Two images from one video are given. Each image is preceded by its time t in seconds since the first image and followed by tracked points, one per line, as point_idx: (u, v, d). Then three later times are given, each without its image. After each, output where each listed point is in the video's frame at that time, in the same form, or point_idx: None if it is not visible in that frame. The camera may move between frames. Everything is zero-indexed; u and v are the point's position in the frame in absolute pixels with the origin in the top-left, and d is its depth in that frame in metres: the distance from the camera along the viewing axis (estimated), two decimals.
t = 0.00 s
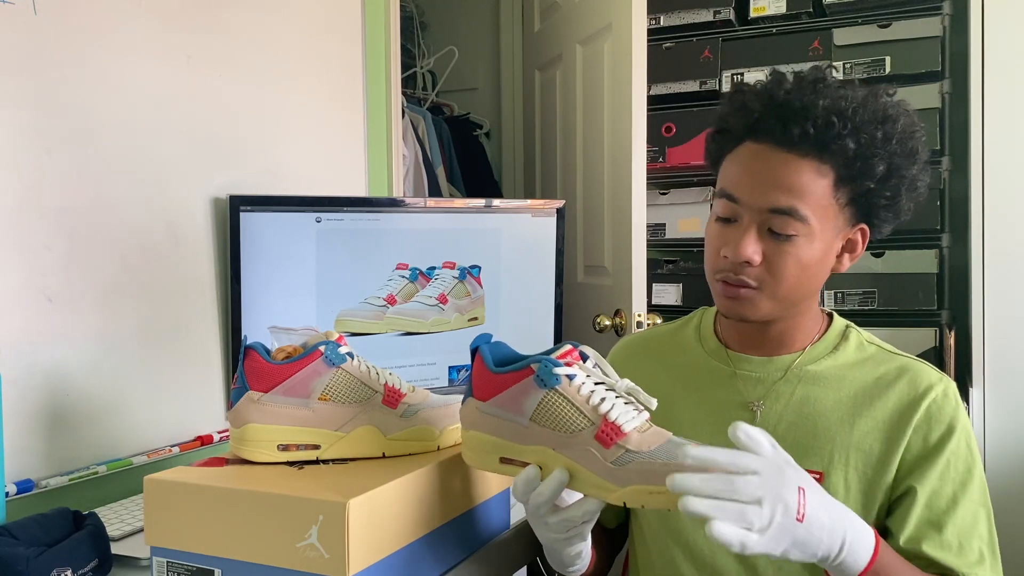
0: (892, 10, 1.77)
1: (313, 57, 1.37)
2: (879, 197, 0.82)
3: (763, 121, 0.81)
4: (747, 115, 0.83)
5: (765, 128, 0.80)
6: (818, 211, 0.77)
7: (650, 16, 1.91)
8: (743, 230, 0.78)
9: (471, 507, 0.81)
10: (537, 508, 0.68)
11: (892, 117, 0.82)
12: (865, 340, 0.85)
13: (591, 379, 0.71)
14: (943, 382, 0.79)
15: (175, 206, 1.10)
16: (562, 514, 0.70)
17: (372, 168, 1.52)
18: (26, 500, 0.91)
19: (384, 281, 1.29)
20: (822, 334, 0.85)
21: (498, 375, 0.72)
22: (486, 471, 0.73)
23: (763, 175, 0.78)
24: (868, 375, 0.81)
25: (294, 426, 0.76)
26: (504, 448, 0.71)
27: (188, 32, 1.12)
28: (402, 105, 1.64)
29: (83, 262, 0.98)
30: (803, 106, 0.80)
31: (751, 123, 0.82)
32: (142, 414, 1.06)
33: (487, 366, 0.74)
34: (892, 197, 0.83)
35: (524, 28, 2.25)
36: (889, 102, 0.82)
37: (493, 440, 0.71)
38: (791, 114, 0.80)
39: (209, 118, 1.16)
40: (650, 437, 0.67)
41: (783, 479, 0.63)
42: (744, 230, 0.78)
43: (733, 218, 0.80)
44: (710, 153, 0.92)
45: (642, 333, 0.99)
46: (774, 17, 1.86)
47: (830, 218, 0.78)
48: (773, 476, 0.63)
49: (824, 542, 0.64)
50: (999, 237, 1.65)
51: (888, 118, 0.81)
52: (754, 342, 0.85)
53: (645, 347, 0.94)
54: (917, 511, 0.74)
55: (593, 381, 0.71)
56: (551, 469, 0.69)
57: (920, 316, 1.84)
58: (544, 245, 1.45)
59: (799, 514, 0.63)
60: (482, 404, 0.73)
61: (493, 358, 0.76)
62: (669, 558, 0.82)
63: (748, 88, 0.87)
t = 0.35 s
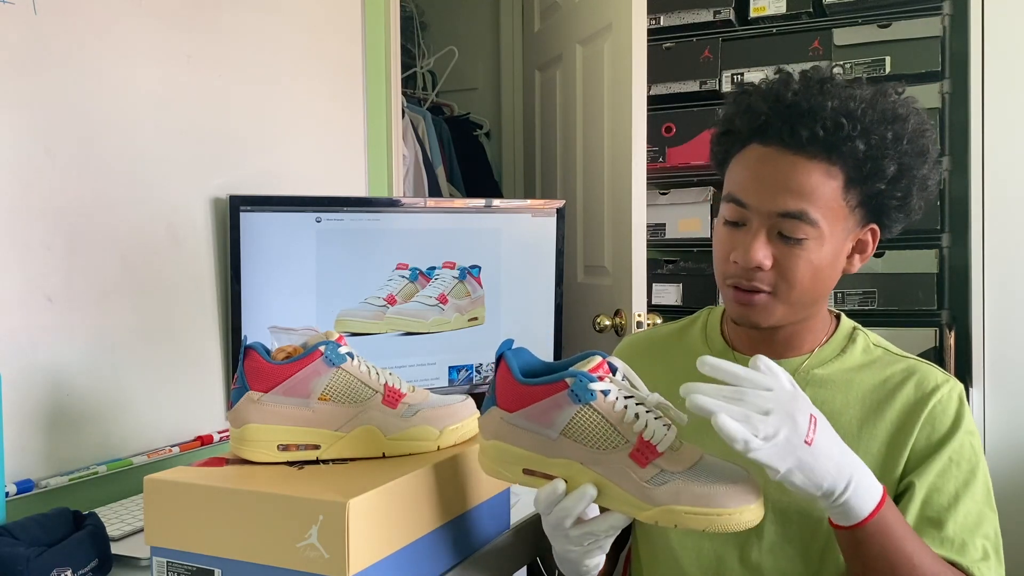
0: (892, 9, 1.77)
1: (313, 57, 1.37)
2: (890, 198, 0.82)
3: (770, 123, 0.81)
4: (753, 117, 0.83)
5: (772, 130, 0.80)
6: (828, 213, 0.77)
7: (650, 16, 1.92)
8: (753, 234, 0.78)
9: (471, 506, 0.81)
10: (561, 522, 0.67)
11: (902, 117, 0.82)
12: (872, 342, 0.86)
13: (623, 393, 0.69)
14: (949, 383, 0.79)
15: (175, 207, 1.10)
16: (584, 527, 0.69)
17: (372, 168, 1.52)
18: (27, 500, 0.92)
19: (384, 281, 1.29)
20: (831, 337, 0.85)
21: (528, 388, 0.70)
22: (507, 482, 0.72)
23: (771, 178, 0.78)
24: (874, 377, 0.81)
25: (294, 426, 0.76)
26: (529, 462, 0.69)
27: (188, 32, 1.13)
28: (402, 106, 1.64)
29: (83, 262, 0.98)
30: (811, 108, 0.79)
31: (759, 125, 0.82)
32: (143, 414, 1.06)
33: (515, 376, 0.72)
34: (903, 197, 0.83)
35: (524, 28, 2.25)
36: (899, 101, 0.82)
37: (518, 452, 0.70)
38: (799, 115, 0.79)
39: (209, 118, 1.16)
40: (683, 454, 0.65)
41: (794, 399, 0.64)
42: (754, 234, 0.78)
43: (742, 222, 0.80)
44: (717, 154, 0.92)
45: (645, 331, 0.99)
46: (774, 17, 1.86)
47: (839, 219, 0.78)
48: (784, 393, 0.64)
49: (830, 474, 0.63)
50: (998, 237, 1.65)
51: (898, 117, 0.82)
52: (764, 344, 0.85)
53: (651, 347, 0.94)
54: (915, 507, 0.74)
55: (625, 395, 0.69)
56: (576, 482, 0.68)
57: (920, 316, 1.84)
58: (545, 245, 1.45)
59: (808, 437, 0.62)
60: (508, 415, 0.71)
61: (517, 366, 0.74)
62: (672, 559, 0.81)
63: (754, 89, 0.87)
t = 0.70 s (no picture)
0: (892, 10, 1.77)
1: (312, 57, 1.37)
2: (896, 179, 0.84)
3: (779, 112, 0.83)
4: (761, 108, 0.84)
5: (784, 117, 0.81)
6: (844, 197, 0.79)
7: (650, 16, 1.91)
8: (772, 223, 0.79)
9: (472, 507, 0.81)
10: (575, 525, 0.68)
11: (901, 103, 0.85)
12: (881, 345, 0.86)
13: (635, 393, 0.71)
14: (959, 392, 0.80)
15: (175, 207, 1.10)
16: (595, 531, 0.70)
17: (372, 168, 1.52)
18: (27, 500, 0.91)
19: (384, 281, 1.29)
20: (843, 328, 0.86)
21: (541, 389, 0.70)
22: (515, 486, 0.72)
23: (786, 167, 0.79)
24: (884, 383, 0.81)
25: (294, 426, 0.76)
26: (544, 463, 0.70)
27: (188, 32, 1.12)
28: (402, 106, 1.64)
29: (83, 262, 0.98)
30: (819, 94, 0.82)
31: (769, 115, 0.83)
32: (143, 414, 1.06)
33: (525, 378, 0.71)
34: (908, 178, 0.85)
35: (524, 28, 2.25)
36: (894, 89, 0.86)
37: (531, 455, 0.70)
38: (809, 101, 0.81)
39: (209, 118, 1.16)
40: (698, 453, 0.68)
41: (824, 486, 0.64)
42: (773, 222, 0.79)
43: (758, 213, 0.80)
44: (718, 151, 0.92)
45: (648, 333, 0.99)
46: (774, 17, 1.86)
47: (853, 203, 0.80)
48: (814, 481, 0.64)
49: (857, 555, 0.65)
50: (998, 237, 1.66)
51: (897, 102, 0.85)
52: (774, 344, 0.84)
53: (657, 349, 0.94)
54: (928, 526, 0.74)
55: (637, 395, 0.71)
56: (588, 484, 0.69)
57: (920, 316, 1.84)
58: (545, 245, 1.45)
59: (835, 529, 0.64)
60: (519, 417, 0.71)
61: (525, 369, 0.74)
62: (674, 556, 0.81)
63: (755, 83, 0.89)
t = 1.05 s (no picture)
0: (892, 10, 1.77)
1: (312, 57, 1.37)
2: (899, 174, 0.85)
3: (786, 107, 0.83)
4: (770, 103, 0.84)
5: (791, 114, 0.82)
6: (849, 190, 0.80)
7: (650, 16, 1.91)
8: (780, 215, 0.79)
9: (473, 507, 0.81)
10: (594, 547, 0.68)
11: (901, 101, 0.86)
12: (884, 338, 0.86)
13: (615, 409, 0.69)
14: (964, 389, 0.80)
15: (175, 206, 1.10)
16: (612, 548, 0.71)
17: (372, 168, 1.52)
18: (27, 500, 0.91)
19: (384, 281, 1.29)
20: (841, 328, 0.86)
21: (523, 435, 0.66)
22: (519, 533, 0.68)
23: (793, 159, 0.80)
24: (891, 380, 0.81)
25: (294, 426, 0.76)
26: (548, 506, 0.67)
27: (188, 32, 1.12)
28: (402, 106, 1.64)
29: (83, 262, 0.98)
30: (824, 90, 0.82)
31: (777, 111, 0.83)
32: (143, 414, 1.06)
33: (503, 427, 0.67)
34: (909, 174, 0.87)
35: (524, 28, 2.25)
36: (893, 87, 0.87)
37: (531, 501, 0.67)
38: (815, 97, 0.82)
39: (209, 118, 1.16)
40: (691, 448, 0.69)
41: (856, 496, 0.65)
42: (781, 215, 0.79)
43: (766, 206, 0.81)
44: (722, 148, 0.92)
45: (648, 333, 0.99)
46: (774, 17, 1.86)
47: (857, 197, 0.81)
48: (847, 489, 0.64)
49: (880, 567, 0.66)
50: (998, 237, 1.66)
51: (898, 99, 0.86)
52: (777, 343, 0.84)
53: (659, 350, 0.94)
54: (945, 524, 0.75)
55: (617, 410, 0.69)
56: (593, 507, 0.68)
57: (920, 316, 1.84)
58: (545, 245, 1.45)
59: (857, 537, 0.64)
60: (510, 470, 0.67)
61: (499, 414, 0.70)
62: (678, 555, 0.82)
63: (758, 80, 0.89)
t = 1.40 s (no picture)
0: (892, 10, 1.77)
1: (312, 57, 1.37)
2: (889, 174, 0.86)
3: (780, 103, 0.83)
4: (764, 99, 0.84)
5: (784, 111, 0.83)
6: (839, 186, 0.80)
7: (650, 16, 1.92)
8: (770, 209, 0.80)
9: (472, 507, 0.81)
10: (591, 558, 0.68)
11: (893, 102, 0.86)
12: (876, 327, 0.86)
13: (619, 424, 0.69)
14: (957, 376, 0.80)
15: (175, 206, 1.10)
16: (611, 557, 0.70)
17: (372, 168, 1.52)
18: (27, 500, 0.92)
19: (384, 281, 1.29)
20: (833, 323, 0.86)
21: (523, 446, 0.68)
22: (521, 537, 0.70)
23: (783, 155, 0.81)
24: (883, 371, 0.81)
25: (294, 426, 0.76)
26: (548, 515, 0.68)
27: (188, 33, 1.12)
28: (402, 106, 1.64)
29: (83, 262, 0.98)
30: (819, 88, 0.83)
31: (770, 108, 0.84)
32: (143, 415, 1.06)
33: (506, 437, 0.69)
34: (899, 175, 0.87)
35: (524, 28, 2.25)
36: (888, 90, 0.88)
37: (531, 509, 0.68)
38: (808, 94, 0.82)
39: (209, 118, 1.16)
40: (696, 469, 0.67)
41: None
42: (771, 209, 0.80)
43: (757, 200, 0.81)
44: (717, 146, 0.93)
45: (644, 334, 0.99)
46: (774, 17, 1.86)
47: (848, 194, 0.82)
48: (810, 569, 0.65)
49: None
50: (998, 237, 1.66)
51: (891, 99, 0.86)
52: (767, 338, 0.84)
53: (656, 350, 0.94)
54: (942, 515, 0.75)
55: (621, 425, 0.69)
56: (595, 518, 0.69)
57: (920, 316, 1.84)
58: (545, 245, 1.45)
59: None
60: (511, 476, 0.69)
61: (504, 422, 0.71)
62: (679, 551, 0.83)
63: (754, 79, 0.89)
